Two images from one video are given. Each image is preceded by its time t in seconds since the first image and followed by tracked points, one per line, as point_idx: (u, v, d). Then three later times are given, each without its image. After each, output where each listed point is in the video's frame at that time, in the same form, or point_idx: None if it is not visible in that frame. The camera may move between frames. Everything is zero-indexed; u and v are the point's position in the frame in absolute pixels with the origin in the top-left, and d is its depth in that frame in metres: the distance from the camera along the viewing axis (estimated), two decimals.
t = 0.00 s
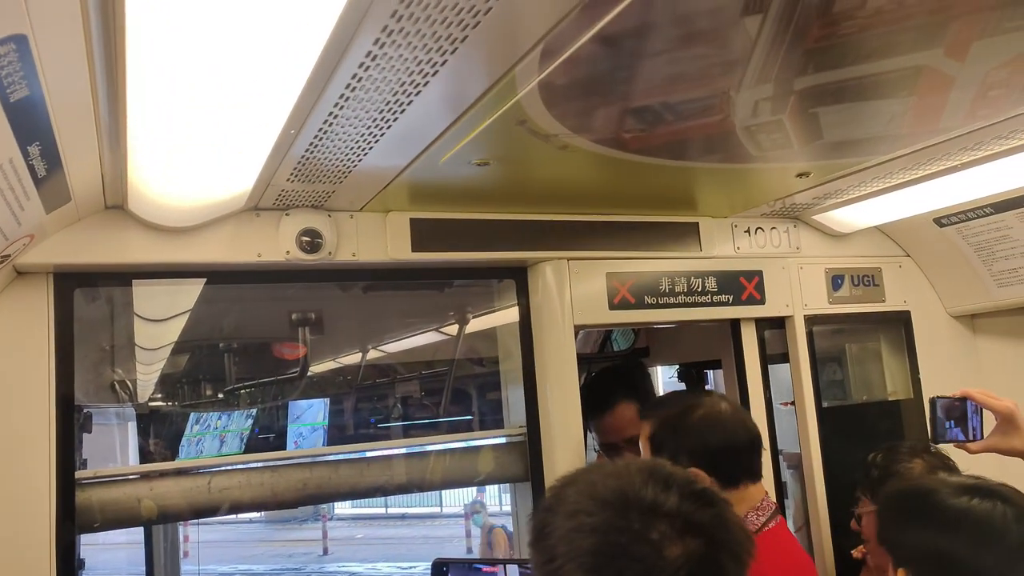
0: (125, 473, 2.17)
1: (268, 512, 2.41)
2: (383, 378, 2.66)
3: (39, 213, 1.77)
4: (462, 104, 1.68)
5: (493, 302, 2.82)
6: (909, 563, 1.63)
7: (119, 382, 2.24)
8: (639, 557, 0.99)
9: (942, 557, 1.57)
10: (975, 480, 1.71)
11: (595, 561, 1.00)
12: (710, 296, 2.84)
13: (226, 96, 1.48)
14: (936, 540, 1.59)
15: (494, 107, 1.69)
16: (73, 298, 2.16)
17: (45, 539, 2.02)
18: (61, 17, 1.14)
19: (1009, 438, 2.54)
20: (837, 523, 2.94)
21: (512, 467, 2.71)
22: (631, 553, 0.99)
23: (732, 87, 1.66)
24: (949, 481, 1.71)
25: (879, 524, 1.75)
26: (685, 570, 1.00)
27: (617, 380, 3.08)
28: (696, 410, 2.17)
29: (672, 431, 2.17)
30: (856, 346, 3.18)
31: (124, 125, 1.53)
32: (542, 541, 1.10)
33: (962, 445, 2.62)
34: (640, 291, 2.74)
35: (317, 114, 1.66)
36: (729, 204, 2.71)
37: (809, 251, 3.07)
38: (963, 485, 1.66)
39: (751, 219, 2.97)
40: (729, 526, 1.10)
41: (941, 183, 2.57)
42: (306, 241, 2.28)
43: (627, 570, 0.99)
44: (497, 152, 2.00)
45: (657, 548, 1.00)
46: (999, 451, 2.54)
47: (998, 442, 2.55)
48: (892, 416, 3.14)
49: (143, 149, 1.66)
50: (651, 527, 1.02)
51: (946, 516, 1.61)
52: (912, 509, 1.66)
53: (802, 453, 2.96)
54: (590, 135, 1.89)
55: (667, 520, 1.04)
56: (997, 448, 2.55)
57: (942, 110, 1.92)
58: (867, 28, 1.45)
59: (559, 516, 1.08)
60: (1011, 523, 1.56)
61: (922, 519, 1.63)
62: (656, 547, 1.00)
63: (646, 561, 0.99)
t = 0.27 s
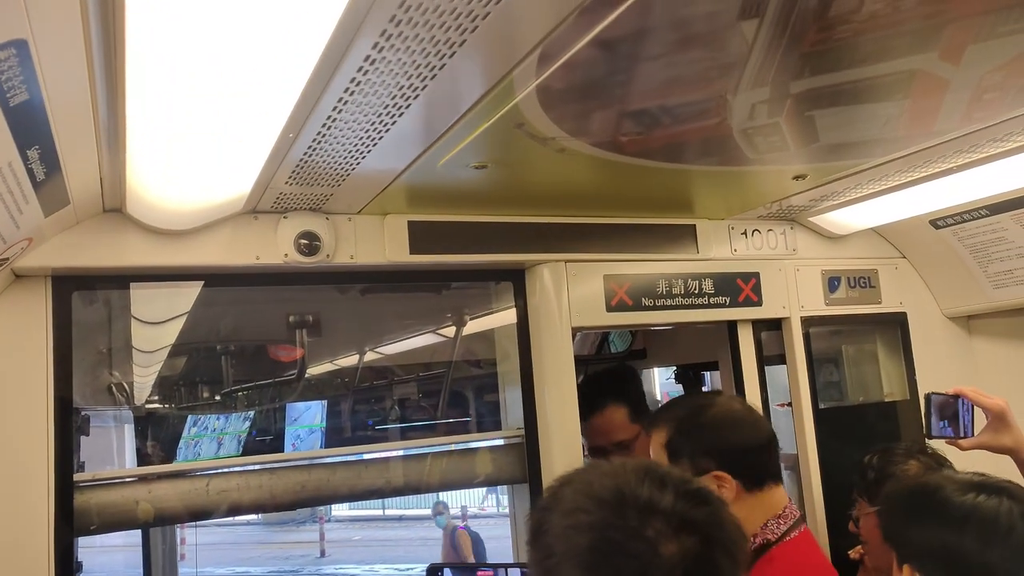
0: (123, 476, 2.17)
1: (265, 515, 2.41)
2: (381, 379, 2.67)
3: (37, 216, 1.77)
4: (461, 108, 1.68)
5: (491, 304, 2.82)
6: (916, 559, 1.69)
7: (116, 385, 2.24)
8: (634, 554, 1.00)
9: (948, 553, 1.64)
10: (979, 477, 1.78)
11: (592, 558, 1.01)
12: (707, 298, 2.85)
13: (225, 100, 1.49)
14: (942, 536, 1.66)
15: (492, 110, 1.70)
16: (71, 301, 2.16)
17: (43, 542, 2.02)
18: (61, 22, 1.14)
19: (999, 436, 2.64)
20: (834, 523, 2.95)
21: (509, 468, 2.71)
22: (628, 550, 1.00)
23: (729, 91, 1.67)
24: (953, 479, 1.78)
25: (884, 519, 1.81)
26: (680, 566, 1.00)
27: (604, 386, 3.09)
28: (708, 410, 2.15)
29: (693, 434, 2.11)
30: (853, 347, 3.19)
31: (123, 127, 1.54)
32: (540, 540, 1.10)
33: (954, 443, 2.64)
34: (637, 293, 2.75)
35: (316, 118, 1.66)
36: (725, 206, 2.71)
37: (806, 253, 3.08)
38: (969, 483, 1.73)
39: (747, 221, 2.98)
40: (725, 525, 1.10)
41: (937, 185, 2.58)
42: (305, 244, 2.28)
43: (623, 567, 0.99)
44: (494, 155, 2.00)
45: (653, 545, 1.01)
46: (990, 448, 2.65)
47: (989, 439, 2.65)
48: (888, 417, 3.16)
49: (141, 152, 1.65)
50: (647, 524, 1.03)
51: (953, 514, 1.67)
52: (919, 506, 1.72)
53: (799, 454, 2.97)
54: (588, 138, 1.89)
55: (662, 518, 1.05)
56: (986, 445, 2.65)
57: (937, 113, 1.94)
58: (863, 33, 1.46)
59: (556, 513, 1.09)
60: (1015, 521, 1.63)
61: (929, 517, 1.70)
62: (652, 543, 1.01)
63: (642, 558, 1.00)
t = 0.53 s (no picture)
0: (122, 478, 2.17)
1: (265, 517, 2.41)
2: (380, 381, 2.67)
3: (36, 219, 1.78)
4: (458, 111, 1.68)
5: (489, 306, 2.82)
6: (927, 563, 1.58)
7: (116, 387, 2.25)
8: (629, 552, 1.00)
9: (959, 555, 1.52)
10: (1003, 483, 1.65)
11: (587, 555, 1.01)
12: (705, 300, 2.85)
13: (222, 103, 1.49)
14: (952, 536, 1.55)
15: (488, 113, 1.70)
16: (70, 304, 2.17)
17: (42, 544, 2.02)
18: (58, 26, 1.15)
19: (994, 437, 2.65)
20: (833, 524, 2.95)
21: (508, 470, 2.72)
22: (622, 547, 1.01)
23: (725, 93, 1.67)
24: (972, 484, 1.67)
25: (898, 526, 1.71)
26: (674, 564, 1.01)
27: (587, 407, 3.08)
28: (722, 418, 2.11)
29: (724, 443, 2.03)
30: (851, 349, 3.19)
31: (121, 130, 1.54)
32: (537, 539, 1.11)
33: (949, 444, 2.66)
34: (636, 295, 2.75)
35: (313, 120, 1.67)
36: (723, 208, 2.72)
37: (804, 255, 3.09)
38: (987, 487, 1.62)
39: (745, 223, 2.98)
40: (721, 524, 1.11)
41: (934, 187, 2.59)
42: (303, 247, 2.29)
43: (618, 564, 1.00)
44: (492, 157, 2.01)
45: (647, 544, 1.01)
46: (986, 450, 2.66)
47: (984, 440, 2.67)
48: (887, 419, 3.16)
49: (139, 155, 1.66)
50: (642, 522, 1.03)
51: (966, 515, 1.56)
52: (930, 508, 1.63)
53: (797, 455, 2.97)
54: (585, 141, 1.90)
55: (657, 516, 1.05)
56: (982, 446, 2.67)
57: (933, 115, 1.94)
58: (857, 36, 1.46)
59: (553, 510, 1.10)
60: None
61: (940, 518, 1.59)
62: (646, 541, 1.01)
63: (636, 556, 1.00)
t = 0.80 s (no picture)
0: (118, 479, 2.18)
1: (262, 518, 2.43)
2: (377, 383, 2.68)
3: (32, 220, 1.78)
4: (453, 112, 1.69)
5: (486, 307, 2.82)
6: (937, 562, 1.54)
7: (112, 389, 2.25)
8: (626, 551, 1.01)
9: (969, 556, 1.47)
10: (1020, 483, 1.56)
11: (583, 554, 1.02)
12: (701, 300, 2.86)
13: (218, 104, 1.50)
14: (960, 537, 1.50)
15: (483, 115, 1.70)
16: (66, 306, 2.17)
17: (38, 545, 2.02)
18: (53, 28, 1.15)
19: (990, 436, 2.67)
20: (828, 524, 2.96)
21: (505, 471, 2.72)
22: (618, 546, 1.01)
23: (719, 95, 1.68)
24: (988, 482, 1.60)
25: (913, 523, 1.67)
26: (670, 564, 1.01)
27: (579, 405, 3.07)
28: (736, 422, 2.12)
29: (737, 442, 2.04)
30: (847, 349, 3.20)
31: (117, 131, 1.55)
32: (533, 538, 1.11)
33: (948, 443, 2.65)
34: (631, 296, 2.76)
35: (309, 122, 1.67)
36: (719, 209, 2.72)
37: (799, 256, 3.09)
38: (1002, 487, 1.54)
39: (741, 224, 2.99)
40: (718, 524, 1.11)
41: (929, 188, 2.59)
42: (299, 248, 2.29)
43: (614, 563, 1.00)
44: (488, 159, 2.01)
45: (643, 542, 1.02)
46: (982, 449, 2.67)
47: (981, 440, 2.68)
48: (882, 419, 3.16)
49: (135, 156, 1.66)
50: (638, 521, 1.04)
51: (977, 516, 1.50)
52: (941, 507, 1.58)
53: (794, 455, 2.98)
54: (580, 142, 1.90)
55: (653, 515, 1.06)
56: (979, 446, 2.68)
57: (927, 116, 1.95)
58: (850, 38, 1.47)
59: (550, 508, 1.11)
60: None
61: (952, 518, 1.53)
62: (642, 540, 1.02)
63: (632, 553, 1.01)
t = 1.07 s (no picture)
0: (108, 476, 2.17)
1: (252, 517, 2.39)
2: (369, 382, 2.67)
3: (19, 214, 1.77)
4: (443, 107, 1.68)
5: (477, 305, 2.81)
6: (937, 554, 1.60)
7: (102, 387, 2.24)
8: (611, 545, 1.01)
9: (969, 550, 1.53)
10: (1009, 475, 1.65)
11: (569, 548, 1.02)
12: (692, 299, 2.86)
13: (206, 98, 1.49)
14: (960, 530, 1.56)
15: (473, 110, 1.70)
16: (54, 302, 2.15)
17: (25, 544, 2.00)
18: (40, 22, 1.15)
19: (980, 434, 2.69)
20: (819, 522, 2.96)
21: (496, 469, 2.71)
22: (604, 540, 1.01)
23: (709, 91, 1.68)
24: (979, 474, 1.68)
25: (911, 515, 1.72)
26: (654, 558, 1.01)
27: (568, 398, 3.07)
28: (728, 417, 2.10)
29: (718, 434, 2.04)
30: (837, 348, 3.20)
31: (103, 125, 1.54)
32: (518, 532, 1.11)
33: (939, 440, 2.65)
34: (623, 294, 2.76)
35: (298, 116, 1.66)
36: (710, 206, 2.72)
37: (790, 254, 3.10)
38: (997, 480, 1.61)
39: (732, 222, 2.99)
40: (704, 518, 1.11)
41: (920, 186, 2.60)
42: (289, 244, 2.28)
43: (599, 557, 1.00)
44: (478, 154, 2.01)
45: (628, 536, 1.02)
46: (973, 446, 2.69)
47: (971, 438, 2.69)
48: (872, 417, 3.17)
49: (122, 150, 1.65)
50: (623, 515, 1.04)
51: (977, 511, 1.56)
52: (941, 501, 1.63)
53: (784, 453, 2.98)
54: (571, 138, 1.90)
55: (638, 510, 1.05)
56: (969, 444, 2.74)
57: (916, 114, 1.95)
58: (840, 33, 1.47)
59: (536, 503, 1.10)
60: None
61: (952, 511, 1.60)
62: (627, 534, 1.02)
63: (617, 548, 1.01)
